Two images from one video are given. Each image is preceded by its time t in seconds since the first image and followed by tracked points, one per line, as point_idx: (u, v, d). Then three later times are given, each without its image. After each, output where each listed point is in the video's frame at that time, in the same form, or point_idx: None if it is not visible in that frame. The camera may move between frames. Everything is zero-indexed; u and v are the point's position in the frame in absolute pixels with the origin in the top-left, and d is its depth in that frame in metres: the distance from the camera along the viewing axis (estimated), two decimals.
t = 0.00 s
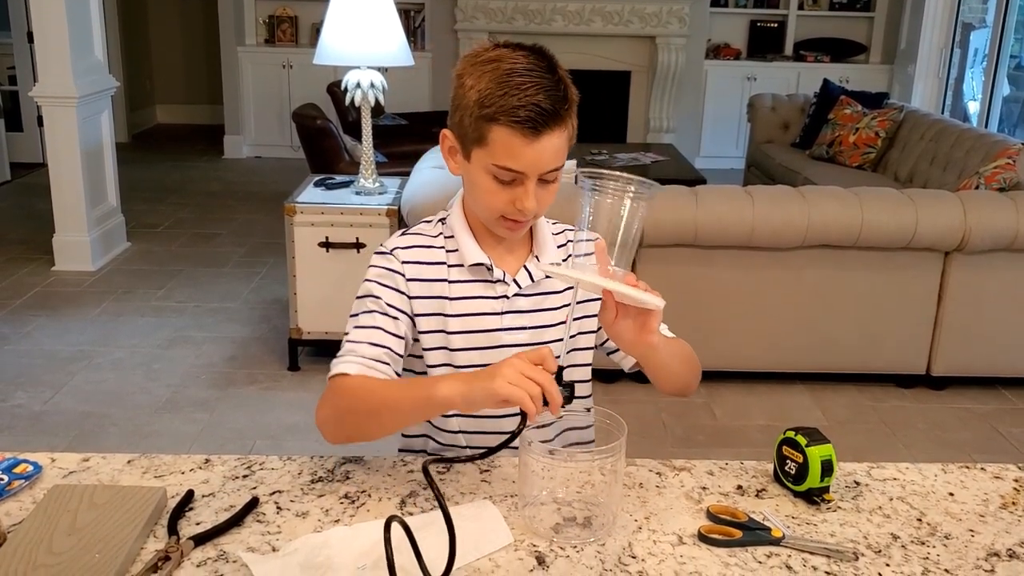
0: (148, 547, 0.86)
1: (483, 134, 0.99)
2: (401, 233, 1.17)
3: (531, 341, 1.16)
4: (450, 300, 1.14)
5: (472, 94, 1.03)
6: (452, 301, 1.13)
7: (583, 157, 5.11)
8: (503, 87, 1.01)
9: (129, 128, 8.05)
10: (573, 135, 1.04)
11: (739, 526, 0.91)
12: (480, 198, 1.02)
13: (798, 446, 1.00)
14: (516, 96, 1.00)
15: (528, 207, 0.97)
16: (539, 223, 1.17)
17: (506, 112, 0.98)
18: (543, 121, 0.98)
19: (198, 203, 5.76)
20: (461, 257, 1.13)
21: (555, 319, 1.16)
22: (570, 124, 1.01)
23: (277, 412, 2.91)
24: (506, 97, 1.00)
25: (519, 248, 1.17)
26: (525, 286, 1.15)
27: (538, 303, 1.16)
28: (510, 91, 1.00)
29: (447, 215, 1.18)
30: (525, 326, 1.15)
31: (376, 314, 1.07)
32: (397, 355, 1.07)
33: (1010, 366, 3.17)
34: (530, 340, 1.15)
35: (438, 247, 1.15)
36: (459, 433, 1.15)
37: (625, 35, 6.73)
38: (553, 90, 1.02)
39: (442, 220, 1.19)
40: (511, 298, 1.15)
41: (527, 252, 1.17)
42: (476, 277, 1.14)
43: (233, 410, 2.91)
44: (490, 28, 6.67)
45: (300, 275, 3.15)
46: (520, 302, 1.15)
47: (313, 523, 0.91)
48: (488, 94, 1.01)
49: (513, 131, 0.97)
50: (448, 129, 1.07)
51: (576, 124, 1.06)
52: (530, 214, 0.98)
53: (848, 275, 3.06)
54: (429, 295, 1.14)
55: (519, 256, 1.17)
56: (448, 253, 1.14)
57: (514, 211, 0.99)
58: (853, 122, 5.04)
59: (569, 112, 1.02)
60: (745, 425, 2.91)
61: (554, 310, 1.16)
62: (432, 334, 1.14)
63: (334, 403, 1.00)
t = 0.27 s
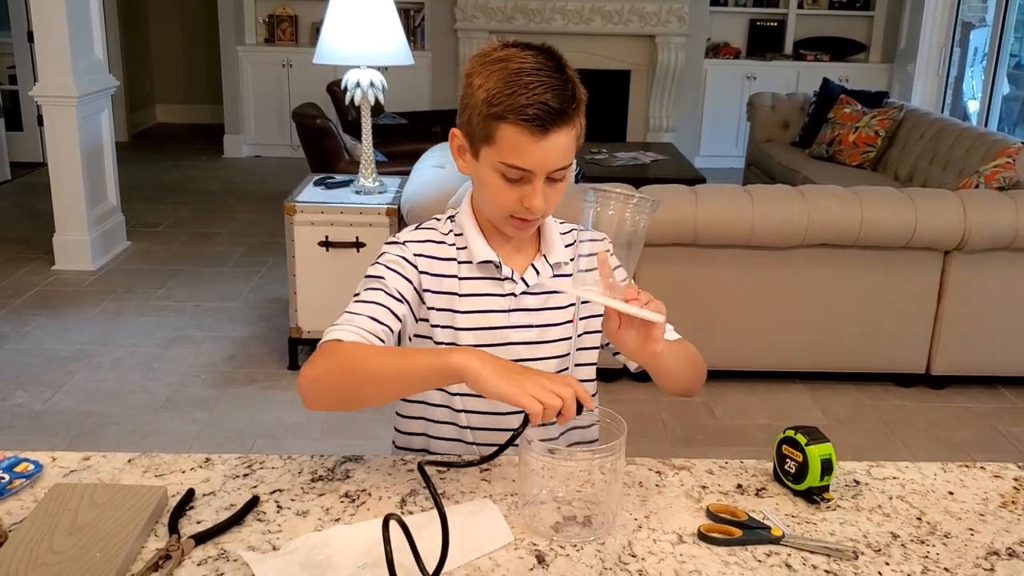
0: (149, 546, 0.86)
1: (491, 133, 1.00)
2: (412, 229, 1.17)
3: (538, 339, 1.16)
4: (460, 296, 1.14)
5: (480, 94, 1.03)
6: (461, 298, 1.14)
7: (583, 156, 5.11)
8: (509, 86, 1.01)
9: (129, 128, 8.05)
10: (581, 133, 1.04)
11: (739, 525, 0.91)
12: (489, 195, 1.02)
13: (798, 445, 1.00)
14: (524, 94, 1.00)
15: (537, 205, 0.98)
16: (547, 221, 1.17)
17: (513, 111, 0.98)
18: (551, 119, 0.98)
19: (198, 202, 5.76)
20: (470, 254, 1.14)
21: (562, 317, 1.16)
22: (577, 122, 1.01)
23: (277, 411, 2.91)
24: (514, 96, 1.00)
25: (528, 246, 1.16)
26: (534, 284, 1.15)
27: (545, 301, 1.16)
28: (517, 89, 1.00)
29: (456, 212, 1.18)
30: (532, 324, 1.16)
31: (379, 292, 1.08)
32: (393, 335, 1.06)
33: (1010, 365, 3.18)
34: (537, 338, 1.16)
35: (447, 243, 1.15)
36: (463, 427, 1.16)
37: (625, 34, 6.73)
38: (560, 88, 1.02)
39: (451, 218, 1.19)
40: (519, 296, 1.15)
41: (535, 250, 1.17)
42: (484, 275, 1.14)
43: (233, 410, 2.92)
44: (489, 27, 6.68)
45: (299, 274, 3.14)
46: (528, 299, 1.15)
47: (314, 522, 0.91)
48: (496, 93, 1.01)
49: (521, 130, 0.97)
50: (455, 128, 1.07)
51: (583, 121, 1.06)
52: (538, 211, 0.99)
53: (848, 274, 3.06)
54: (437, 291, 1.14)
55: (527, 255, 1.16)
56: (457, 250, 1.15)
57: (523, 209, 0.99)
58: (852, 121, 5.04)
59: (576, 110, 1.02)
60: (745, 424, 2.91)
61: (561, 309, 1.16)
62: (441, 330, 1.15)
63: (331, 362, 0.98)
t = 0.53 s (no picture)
0: (148, 546, 0.86)
1: (490, 129, 1.00)
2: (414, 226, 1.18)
3: (540, 335, 1.16)
4: (463, 293, 1.14)
5: (479, 92, 1.02)
6: (465, 294, 1.14)
7: (582, 156, 5.12)
8: (507, 82, 1.01)
9: (128, 128, 8.05)
10: (580, 128, 1.04)
11: (738, 524, 0.91)
12: (489, 193, 1.02)
13: (797, 445, 1.00)
14: (523, 90, 1.00)
15: (538, 201, 0.98)
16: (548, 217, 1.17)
17: (512, 108, 0.98)
18: (549, 114, 0.98)
19: (196, 203, 5.75)
20: (473, 251, 1.14)
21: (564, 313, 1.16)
22: (576, 117, 1.01)
23: (276, 411, 2.91)
24: (513, 92, 1.00)
25: (528, 245, 1.17)
26: (536, 280, 1.15)
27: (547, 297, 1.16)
28: (515, 85, 1.00)
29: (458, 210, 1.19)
30: (534, 320, 1.16)
31: (383, 280, 1.07)
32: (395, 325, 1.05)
33: (1008, 365, 3.18)
34: (540, 335, 1.16)
35: (450, 240, 1.15)
36: (465, 423, 1.16)
37: (624, 34, 6.73)
38: (558, 83, 1.02)
39: (452, 216, 1.19)
40: (522, 292, 1.15)
41: (537, 247, 1.17)
42: (487, 271, 1.14)
43: (232, 410, 2.91)
44: (488, 28, 6.68)
45: (298, 274, 3.14)
46: (530, 296, 1.15)
47: (314, 522, 0.92)
48: (494, 90, 1.01)
49: (520, 127, 0.97)
50: (455, 127, 1.07)
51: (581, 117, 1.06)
52: (539, 207, 0.99)
53: (846, 274, 3.07)
54: (440, 287, 1.14)
55: (529, 252, 1.17)
56: (460, 247, 1.15)
57: (524, 206, 0.99)
58: (851, 121, 5.05)
59: (574, 106, 1.02)
60: (744, 424, 2.92)
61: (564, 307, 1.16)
62: (444, 326, 1.15)
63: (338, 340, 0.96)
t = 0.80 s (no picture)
0: (146, 548, 0.86)
1: (483, 132, 1.00)
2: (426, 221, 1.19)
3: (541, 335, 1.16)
4: (468, 291, 1.15)
5: (471, 95, 1.03)
6: (470, 292, 1.15)
7: (579, 157, 5.12)
8: (498, 84, 1.01)
9: (125, 128, 8.04)
10: (574, 127, 1.03)
11: (735, 525, 0.91)
12: (487, 195, 1.02)
13: (794, 446, 1.00)
14: (514, 92, 1.00)
15: (534, 201, 0.98)
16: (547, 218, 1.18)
17: (503, 109, 0.99)
18: (540, 114, 0.98)
19: (194, 203, 5.75)
20: (474, 250, 1.14)
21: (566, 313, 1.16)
22: (569, 116, 1.01)
23: (274, 412, 2.91)
24: (504, 94, 1.00)
25: (527, 246, 1.17)
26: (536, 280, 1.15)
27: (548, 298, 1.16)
28: (506, 87, 1.00)
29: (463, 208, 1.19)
30: (535, 320, 1.16)
31: (395, 268, 1.07)
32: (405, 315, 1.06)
33: (1005, 366, 3.18)
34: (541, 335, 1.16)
35: (455, 237, 1.16)
36: (467, 421, 1.16)
37: (621, 35, 6.74)
38: (550, 83, 1.02)
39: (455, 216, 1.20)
40: (522, 292, 1.15)
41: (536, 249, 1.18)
42: (488, 270, 1.15)
43: (229, 411, 2.91)
44: (486, 29, 6.68)
45: (296, 275, 3.14)
46: (530, 296, 1.15)
47: (311, 523, 0.92)
48: (486, 93, 1.01)
49: (511, 128, 0.97)
50: (451, 132, 1.07)
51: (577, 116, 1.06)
52: (535, 208, 0.98)
53: (844, 274, 3.07)
54: (448, 282, 1.16)
55: (528, 251, 1.16)
56: (463, 246, 1.16)
57: (521, 206, 0.99)
58: (849, 122, 5.06)
59: (567, 105, 1.02)
60: (741, 425, 2.92)
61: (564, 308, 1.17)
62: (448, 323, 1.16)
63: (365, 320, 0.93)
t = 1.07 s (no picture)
0: (143, 548, 0.86)
1: (477, 133, 1.00)
2: (427, 222, 1.18)
3: (540, 337, 1.16)
4: (469, 292, 1.15)
5: (465, 96, 1.03)
6: (470, 294, 1.15)
7: (578, 157, 5.12)
8: (492, 84, 1.02)
9: (123, 129, 8.04)
10: (569, 127, 1.03)
11: (732, 525, 0.92)
12: (483, 196, 1.02)
13: (791, 446, 1.01)
14: (508, 94, 1.00)
15: (529, 201, 0.98)
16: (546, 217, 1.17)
17: (497, 111, 0.99)
18: (533, 114, 0.98)
19: (192, 204, 5.75)
20: (475, 252, 1.14)
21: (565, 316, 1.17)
22: (563, 116, 1.01)
23: (272, 413, 2.91)
24: (498, 96, 1.00)
25: (527, 245, 1.17)
26: (536, 282, 1.15)
27: (547, 301, 1.16)
28: (500, 88, 1.01)
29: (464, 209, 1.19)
30: (535, 322, 1.16)
31: (396, 274, 1.06)
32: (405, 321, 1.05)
33: (1003, 366, 3.19)
34: (541, 336, 1.16)
35: (455, 239, 1.15)
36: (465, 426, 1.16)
37: (619, 36, 6.74)
38: (544, 83, 1.02)
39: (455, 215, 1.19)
40: (522, 294, 1.15)
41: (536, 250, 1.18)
42: (488, 272, 1.15)
43: (227, 412, 2.91)
44: (484, 29, 6.69)
45: (295, 276, 3.14)
46: (531, 298, 1.15)
47: (308, 524, 0.92)
48: (481, 94, 1.02)
49: (505, 129, 0.98)
50: (448, 133, 1.07)
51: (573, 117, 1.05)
52: (531, 207, 0.98)
53: (842, 275, 3.07)
54: (447, 284, 1.15)
55: (527, 252, 1.16)
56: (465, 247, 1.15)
57: (516, 207, 0.99)
58: (847, 123, 5.06)
59: (562, 105, 1.02)
60: (739, 425, 2.92)
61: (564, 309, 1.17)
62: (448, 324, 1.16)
63: (364, 332, 0.93)
